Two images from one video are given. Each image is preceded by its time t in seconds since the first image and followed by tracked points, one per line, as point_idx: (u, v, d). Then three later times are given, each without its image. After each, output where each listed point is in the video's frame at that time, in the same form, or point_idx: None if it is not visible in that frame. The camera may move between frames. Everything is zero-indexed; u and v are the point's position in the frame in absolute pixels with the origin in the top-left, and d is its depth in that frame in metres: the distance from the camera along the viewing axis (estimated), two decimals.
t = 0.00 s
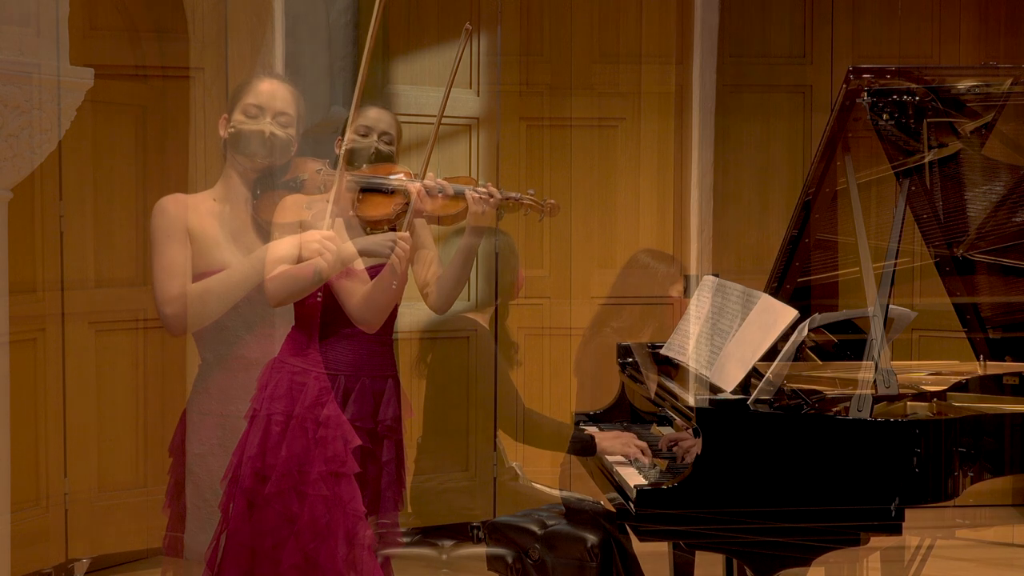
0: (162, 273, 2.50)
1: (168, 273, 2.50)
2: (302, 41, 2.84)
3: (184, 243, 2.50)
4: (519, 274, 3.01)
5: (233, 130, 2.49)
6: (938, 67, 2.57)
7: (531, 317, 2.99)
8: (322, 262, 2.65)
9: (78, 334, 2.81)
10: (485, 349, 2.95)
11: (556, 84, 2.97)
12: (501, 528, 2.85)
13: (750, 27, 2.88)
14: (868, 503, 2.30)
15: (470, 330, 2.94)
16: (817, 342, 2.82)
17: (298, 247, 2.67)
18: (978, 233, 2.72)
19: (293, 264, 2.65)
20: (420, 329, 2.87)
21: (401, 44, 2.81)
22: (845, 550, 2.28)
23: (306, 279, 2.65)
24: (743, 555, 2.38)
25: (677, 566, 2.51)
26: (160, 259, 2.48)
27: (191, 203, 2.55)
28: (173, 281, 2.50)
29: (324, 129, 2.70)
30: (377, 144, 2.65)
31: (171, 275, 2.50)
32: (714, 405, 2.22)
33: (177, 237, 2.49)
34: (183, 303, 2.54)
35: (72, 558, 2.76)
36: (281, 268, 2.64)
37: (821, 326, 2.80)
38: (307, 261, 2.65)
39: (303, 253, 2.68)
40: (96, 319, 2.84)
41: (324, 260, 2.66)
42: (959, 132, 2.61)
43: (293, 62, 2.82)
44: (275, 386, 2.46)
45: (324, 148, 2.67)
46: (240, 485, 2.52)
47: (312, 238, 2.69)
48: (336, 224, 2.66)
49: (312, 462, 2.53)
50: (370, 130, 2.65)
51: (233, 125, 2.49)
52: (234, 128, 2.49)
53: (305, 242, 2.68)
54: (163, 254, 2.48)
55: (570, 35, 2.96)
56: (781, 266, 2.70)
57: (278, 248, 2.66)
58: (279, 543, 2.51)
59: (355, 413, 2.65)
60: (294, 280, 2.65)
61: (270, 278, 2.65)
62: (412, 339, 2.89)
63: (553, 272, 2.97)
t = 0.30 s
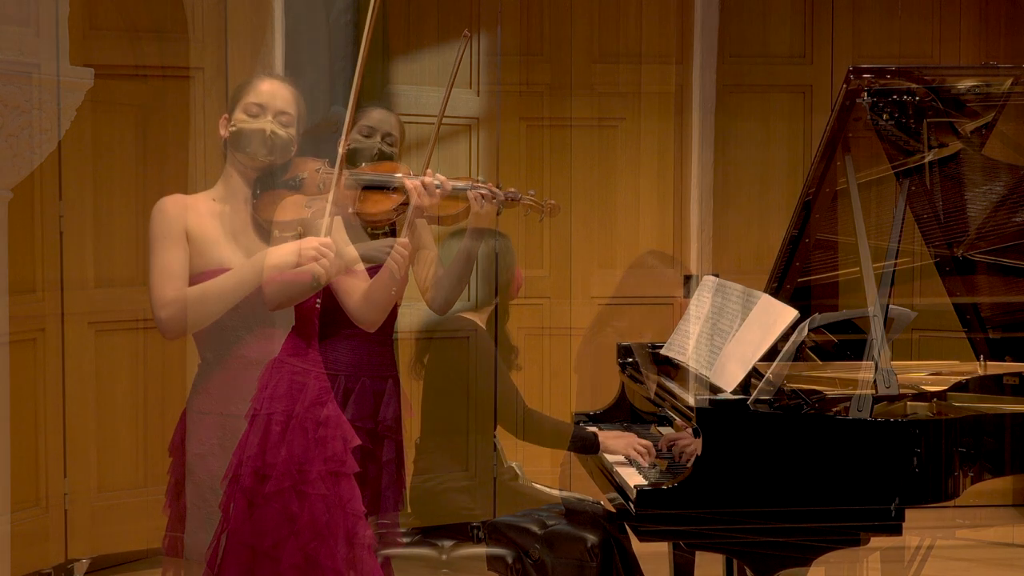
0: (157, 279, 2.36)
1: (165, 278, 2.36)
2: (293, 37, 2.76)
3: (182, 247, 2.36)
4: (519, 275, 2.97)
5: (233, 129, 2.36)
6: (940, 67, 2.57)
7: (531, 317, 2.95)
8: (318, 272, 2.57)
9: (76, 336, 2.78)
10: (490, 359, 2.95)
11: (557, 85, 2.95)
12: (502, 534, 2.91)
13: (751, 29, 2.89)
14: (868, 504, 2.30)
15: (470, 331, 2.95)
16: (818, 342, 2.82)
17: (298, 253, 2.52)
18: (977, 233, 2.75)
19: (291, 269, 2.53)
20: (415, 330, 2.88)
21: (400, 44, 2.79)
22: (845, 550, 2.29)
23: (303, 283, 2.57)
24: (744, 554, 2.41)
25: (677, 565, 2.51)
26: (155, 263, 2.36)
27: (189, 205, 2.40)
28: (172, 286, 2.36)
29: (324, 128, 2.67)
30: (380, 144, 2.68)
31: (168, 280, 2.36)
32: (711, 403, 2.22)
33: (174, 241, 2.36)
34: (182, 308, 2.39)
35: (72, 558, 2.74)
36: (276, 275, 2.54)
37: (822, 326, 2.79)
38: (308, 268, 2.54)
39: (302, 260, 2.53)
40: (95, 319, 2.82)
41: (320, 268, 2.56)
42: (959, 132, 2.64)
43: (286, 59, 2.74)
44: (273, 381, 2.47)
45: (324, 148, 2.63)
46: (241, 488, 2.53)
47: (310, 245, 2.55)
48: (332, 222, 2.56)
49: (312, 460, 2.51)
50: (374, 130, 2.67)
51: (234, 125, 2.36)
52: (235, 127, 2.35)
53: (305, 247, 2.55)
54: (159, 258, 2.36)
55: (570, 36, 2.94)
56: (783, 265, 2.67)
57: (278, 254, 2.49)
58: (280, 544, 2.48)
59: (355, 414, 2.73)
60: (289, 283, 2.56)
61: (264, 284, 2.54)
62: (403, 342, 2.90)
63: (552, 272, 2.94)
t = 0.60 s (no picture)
0: (157, 286, 1.95)
1: (167, 284, 1.96)
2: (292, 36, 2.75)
3: (184, 250, 1.97)
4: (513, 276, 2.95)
5: (235, 129, 2.07)
6: (941, 67, 2.49)
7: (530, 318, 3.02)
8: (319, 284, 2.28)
9: (75, 346, 2.54)
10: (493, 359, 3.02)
11: (557, 98, 3.23)
12: (500, 533, 2.59)
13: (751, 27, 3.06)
14: (867, 505, 2.29)
15: (468, 332, 2.91)
16: (818, 340, 2.84)
17: (304, 259, 2.24)
18: (979, 233, 2.74)
19: (289, 277, 2.21)
20: (414, 329, 2.84)
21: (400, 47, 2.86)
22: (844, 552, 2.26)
23: (302, 293, 2.21)
24: (745, 555, 2.31)
25: (676, 565, 2.51)
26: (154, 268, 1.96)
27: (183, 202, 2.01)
28: (176, 293, 1.97)
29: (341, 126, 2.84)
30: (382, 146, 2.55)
31: (171, 286, 1.96)
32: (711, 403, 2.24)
33: (174, 243, 1.96)
34: (183, 321, 1.99)
35: (71, 560, 2.69)
36: (270, 282, 2.17)
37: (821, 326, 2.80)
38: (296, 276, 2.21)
39: (311, 270, 2.25)
40: (94, 317, 2.57)
41: (320, 279, 2.27)
42: (959, 132, 2.58)
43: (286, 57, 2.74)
44: (270, 380, 2.13)
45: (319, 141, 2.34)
46: (233, 491, 2.15)
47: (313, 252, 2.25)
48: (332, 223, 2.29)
49: (312, 456, 2.17)
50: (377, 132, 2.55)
51: (238, 125, 2.07)
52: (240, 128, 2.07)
53: (305, 257, 2.25)
54: (159, 262, 1.97)
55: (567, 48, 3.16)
56: (782, 264, 2.74)
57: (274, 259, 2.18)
58: (280, 547, 2.15)
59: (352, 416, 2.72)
60: (285, 292, 2.19)
61: (256, 298, 2.14)
62: (407, 342, 2.87)
63: (552, 272, 3.38)
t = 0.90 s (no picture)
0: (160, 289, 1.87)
1: (171, 286, 1.87)
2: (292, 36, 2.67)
3: (187, 252, 1.88)
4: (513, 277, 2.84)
5: (241, 129, 1.98)
6: (942, 67, 2.38)
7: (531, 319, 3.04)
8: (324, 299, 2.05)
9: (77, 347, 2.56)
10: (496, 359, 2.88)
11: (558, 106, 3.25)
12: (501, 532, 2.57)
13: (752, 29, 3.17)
14: (868, 506, 2.28)
15: (466, 333, 2.82)
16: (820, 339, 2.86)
17: (307, 269, 2.01)
18: (978, 231, 2.74)
19: (293, 287, 1.99)
20: (414, 327, 2.77)
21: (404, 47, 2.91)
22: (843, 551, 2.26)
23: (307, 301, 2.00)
24: (746, 554, 2.31)
25: (677, 564, 2.52)
26: (156, 271, 1.88)
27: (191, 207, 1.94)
28: (175, 295, 1.87)
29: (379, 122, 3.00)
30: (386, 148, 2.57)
31: (174, 288, 1.87)
32: (711, 402, 2.23)
33: (175, 245, 1.88)
34: (182, 327, 1.89)
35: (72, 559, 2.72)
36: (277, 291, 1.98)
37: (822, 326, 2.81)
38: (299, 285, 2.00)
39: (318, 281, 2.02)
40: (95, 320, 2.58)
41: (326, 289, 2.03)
42: (959, 131, 2.54)
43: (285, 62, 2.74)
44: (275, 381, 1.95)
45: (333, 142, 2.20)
46: (234, 491, 2.01)
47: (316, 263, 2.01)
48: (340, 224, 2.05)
49: (313, 455, 1.99)
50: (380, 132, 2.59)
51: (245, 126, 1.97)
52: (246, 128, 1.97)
53: (308, 269, 2.01)
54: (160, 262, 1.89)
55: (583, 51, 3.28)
56: (782, 265, 2.69)
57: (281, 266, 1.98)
58: (282, 548, 2.03)
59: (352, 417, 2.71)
60: (290, 302, 2.00)
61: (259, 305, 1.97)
62: (410, 336, 2.80)
63: (552, 272, 3.36)
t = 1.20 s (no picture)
0: (160, 296, 1.37)
1: (170, 293, 1.36)
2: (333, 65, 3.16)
3: (194, 254, 1.39)
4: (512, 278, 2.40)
5: (253, 126, 1.42)
6: (943, 66, 2.17)
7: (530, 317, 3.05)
8: (335, 315, 1.38)
9: (80, 343, 3.08)
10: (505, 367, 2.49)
11: (557, 134, 3.79)
12: (494, 529, 2.22)
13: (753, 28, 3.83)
14: (875, 504, 2.12)
15: (469, 332, 2.27)
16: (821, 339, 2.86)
17: (314, 281, 1.34)
18: (979, 233, 2.73)
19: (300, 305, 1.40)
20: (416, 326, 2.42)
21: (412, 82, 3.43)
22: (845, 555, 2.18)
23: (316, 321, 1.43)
24: (748, 553, 2.13)
25: (677, 564, 2.51)
26: (161, 272, 1.39)
27: (200, 197, 1.43)
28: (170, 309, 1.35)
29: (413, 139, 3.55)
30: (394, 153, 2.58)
31: (178, 295, 1.37)
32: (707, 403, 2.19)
33: (178, 244, 1.38)
34: (179, 346, 1.35)
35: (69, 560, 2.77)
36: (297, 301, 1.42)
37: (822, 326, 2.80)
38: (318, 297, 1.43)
39: (329, 297, 1.34)
40: (95, 319, 3.09)
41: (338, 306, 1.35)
42: (959, 131, 2.38)
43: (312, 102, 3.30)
44: (279, 377, 1.39)
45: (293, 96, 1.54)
46: (225, 507, 1.37)
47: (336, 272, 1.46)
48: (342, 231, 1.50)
49: (322, 456, 1.40)
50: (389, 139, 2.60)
51: (254, 121, 1.42)
52: (255, 126, 1.41)
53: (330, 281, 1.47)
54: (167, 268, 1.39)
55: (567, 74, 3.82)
56: (783, 266, 2.61)
57: (299, 270, 1.44)
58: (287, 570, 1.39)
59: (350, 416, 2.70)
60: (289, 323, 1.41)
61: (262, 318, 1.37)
62: (410, 337, 2.44)
63: (551, 272, 3.82)
